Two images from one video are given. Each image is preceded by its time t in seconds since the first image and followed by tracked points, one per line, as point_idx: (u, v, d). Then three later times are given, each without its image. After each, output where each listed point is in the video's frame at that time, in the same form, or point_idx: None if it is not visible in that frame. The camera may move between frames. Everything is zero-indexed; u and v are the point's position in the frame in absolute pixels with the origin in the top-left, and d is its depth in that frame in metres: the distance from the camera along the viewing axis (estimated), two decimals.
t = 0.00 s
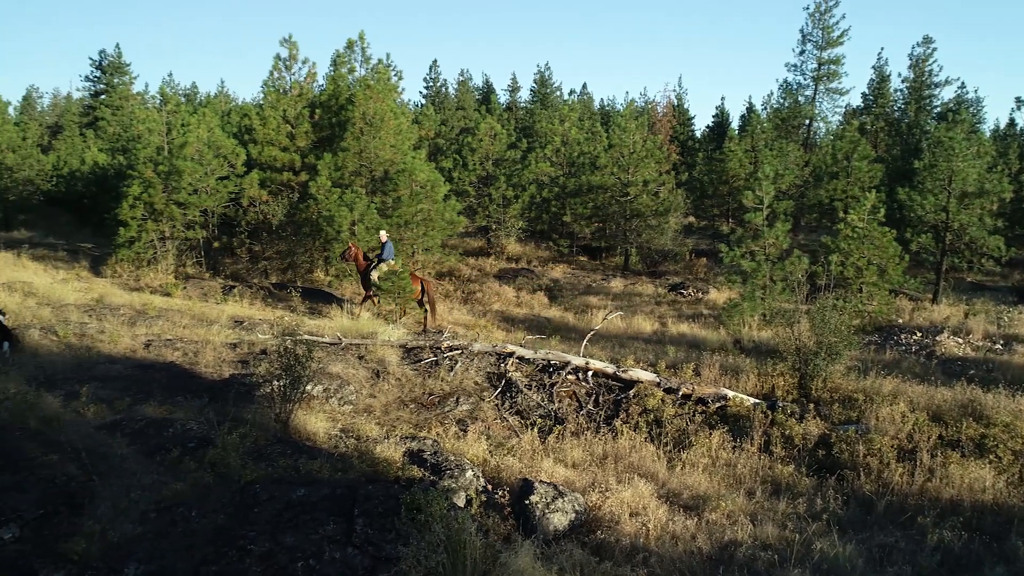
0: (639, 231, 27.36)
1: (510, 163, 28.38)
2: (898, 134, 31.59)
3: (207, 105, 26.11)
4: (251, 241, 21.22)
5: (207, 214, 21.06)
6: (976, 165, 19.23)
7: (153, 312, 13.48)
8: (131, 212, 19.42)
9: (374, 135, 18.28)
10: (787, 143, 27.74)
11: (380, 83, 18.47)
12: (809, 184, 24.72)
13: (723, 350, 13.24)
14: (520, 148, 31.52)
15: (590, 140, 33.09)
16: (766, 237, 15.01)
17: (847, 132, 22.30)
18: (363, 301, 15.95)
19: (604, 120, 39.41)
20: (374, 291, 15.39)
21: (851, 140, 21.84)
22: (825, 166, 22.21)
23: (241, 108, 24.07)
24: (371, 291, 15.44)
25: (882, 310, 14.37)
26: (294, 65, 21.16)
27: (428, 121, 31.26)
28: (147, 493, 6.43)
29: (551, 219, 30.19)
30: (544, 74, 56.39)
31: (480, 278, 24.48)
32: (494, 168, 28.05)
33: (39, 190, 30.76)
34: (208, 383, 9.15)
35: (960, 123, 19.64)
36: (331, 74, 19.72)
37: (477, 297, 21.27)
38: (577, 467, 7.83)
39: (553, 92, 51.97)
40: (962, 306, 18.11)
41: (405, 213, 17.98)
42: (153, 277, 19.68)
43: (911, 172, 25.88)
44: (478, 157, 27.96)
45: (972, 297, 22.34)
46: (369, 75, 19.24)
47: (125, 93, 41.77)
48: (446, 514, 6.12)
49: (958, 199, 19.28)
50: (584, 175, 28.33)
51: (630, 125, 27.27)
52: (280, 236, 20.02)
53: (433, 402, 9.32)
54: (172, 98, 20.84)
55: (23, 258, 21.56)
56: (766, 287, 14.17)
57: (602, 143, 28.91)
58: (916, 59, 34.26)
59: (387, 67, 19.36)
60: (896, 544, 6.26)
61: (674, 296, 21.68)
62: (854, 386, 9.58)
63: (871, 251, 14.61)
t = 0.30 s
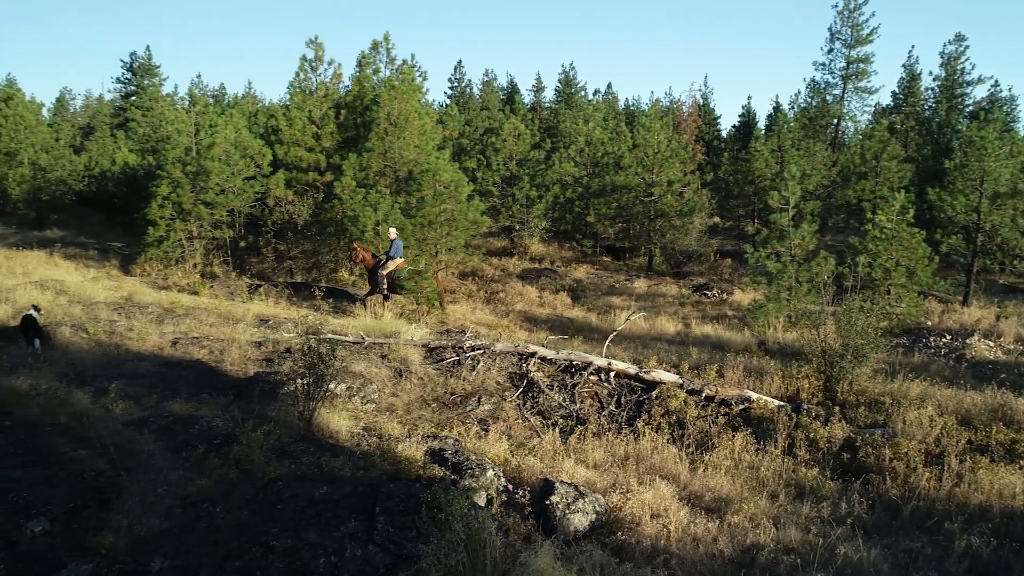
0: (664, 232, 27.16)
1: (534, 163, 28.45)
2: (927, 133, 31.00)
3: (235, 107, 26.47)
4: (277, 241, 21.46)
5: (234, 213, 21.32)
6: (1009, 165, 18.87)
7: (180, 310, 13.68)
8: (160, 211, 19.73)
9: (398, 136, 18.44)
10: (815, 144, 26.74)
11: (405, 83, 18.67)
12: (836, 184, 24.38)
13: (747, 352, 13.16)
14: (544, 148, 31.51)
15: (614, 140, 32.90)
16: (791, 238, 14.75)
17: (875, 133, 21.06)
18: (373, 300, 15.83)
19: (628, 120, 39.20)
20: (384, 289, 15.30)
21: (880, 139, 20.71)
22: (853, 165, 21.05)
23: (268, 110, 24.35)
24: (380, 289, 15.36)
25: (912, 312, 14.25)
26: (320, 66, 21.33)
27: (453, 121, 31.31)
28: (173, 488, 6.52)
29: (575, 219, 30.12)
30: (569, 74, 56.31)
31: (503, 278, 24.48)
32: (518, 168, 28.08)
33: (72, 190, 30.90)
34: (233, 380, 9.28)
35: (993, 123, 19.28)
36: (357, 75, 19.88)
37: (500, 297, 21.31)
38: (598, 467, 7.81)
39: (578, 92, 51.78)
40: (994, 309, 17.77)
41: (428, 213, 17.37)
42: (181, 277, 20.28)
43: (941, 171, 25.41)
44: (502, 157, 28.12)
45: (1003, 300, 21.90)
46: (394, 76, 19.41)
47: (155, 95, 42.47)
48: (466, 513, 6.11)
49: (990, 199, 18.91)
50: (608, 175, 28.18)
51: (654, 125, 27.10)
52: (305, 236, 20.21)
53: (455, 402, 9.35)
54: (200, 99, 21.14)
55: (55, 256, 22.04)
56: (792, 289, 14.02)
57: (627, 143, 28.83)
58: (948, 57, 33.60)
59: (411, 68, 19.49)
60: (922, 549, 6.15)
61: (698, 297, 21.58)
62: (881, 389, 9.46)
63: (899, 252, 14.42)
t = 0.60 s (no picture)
0: (689, 232, 26.91)
1: (559, 163, 28.31)
2: (959, 131, 30.38)
3: (262, 107, 26.79)
4: (303, 241, 21.65)
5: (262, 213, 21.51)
6: None
7: (207, 308, 13.89)
8: (188, 211, 19.88)
9: (423, 136, 18.60)
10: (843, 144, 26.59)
11: (430, 84, 18.80)
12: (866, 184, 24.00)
13: (773, 353, 13.07)
14: (568, 148, 31.43)
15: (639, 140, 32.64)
16: (819, 239, 14.55)
17: (903, 132, 20.35)
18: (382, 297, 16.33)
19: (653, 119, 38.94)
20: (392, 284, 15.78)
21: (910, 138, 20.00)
22: (883, 166, 20.43)
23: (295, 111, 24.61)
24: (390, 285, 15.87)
25: (942, 314, 14.01)
26: (346, 67, 21.49)
27: (477, 121, 31.34)
28: (199, 484, 6.62)
29: (599, 219, 30.00)
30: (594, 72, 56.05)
31: (527, 278, 24.43)
32: (542, 168, 28.01)
33: (103, 190, 32.10)
34: (259, 378, 9.39)
35: None
36: (383, 76, 20.01)
37: (524, 297, 21.33)
38: (621, 468, 7.79)
39: (603, 92, 51.52)
40: None
41: (453, 214, 17.46)
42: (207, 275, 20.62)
43: (972, 171, 24.90)
44: (526, 157, 27.96)
45: None
46: (419, 77, 19.57)
47: (184, 96, 43.05)
48: (488, 513, 6.11)
49: None
50: (632, 174, 28.04)
51: (680, 124, 26.95)
52: (330, 235, 20.41)
53: (478, 401, 9.37)
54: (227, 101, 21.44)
55: (88, 254, 22.50)
56: (819, 290, 13.82)
57: (652, 143, 28.53)
58: (982, 54, 32.89)
59: (437, 68, 19.60)
60: (951, 556, 6.04)
61: (723, 298, 21.44)
62: (910, 392, 9.32)
63: (930, 253, 14.21)
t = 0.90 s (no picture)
0: (717, 233, 26.63)
1: (586, 163, 28.14)
2: (994, 130, 29.67)
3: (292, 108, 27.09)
4: (331, 240, 21.88)
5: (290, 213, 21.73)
6: None
7: (237, 307, 14.10)
8: (220, 211, 20.34)
9: (450, 136, 18.63)
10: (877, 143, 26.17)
11: (457, 84, 18.81)
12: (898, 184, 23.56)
13: (802, 356, 12.98)
14: (596, 148, 31.20)
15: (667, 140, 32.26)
16: (850, 240, 14.33)
17: (939, 130, 19.81)
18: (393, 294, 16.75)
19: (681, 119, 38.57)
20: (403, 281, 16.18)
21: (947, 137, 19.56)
22: (915, 166, 19.99)
23: (324, 112, 24.82)
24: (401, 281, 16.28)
25: (977, 317, 13.66)
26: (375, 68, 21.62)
27: (505, 122, 31.26)
28: (228, 480, 6.71)
29: (627, 220, 29.82)
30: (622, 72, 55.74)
31: (553, 279, 24.32)
32: (569, 168, 27.85)
33: (137, 190, 32.32)
34: (287, 376, 9.52)
35: None
36: (411, 76, 20.07)
37: (550, 297, 21.32)
38: (647, 470, 7.76)
39: (631, 92, 51.14)
40: None
41: (479, 214, 17.75)
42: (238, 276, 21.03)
43: (1008, 170, 24.30)
44: (553, 157, 27.90)
45: None
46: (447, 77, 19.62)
47: (216, 97, 43.61)
48: (512, 513, 6.11)
49: None
50: (659, 174, 27.85)
51: (709, 124, 26.74)
52: (359, 236, 20.52)
53: (503, 401, 9.39)
54: (258, 102, 21.73)
55: (122, 253, 23.02)
56: (850, 291, 13.55)
57: (680, 142, 28.32)
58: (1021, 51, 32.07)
59: (464, 69, 19.62)
60: (984, 563, 5.90)
61: (751, 299, 21.26)
62: (943, 397, 9.15)
63: (965, 255, 14.00)
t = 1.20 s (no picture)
0: (750, 234, 26.41)
1: (616, 163, 28.11)
2: None
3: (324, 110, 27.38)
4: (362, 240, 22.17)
5: (323, 214, 21.95)
6: None
7: (270, 305, 14.31)
8: (253, 211, 20.42)
9: (481, 136, 18.69)
10: (915, 143, 25.48)
11: (488, 85, 18.94)
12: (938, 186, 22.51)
13: (837, 359, 12.84)
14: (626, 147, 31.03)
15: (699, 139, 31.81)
16: (887, 241, 14.05)
17: (981, 129, 19.27)
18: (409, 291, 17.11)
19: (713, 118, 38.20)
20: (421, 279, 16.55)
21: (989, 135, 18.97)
22: (956, 166, 19.35)
23: (356, 113, 25.06)
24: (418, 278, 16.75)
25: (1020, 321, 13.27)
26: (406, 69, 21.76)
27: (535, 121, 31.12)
28: (261, 476, 6.80)
29: (658, 220, 29.58)
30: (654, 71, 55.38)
31: (583, 279, 24.22)
32: (599, 168, 27.89)
33: (174, 190, 32.74)
34: (319, 374, 9.64)
35: None
36: (442, 77, 20.18)
37: (580, 298, 21.26)
38: (677, 473, 7.71)
39: (664, 91, 50.78)
40: None
41: (509, 214, 17.84)
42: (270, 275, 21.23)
43: None
44: (584, 157, 27.92)
45: None
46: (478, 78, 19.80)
47: (250, 98, 44.20)
48: (541, 513, 6.09)
49: None
50: (691, 175, 27.60)
51: (742, 124, 26.47)
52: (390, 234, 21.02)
53: (533, 401, 9.40)
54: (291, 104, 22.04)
55: (158, 252, 23.51)
56: (886, 294, 13.26)
57: (712, 143, 28.32)
58: None
59: (495, 69, 19.78)
60: None
61: (784, 301, 21.00)
62: (983, 402, 8.94)
63: (1008, 257, 13.63)
